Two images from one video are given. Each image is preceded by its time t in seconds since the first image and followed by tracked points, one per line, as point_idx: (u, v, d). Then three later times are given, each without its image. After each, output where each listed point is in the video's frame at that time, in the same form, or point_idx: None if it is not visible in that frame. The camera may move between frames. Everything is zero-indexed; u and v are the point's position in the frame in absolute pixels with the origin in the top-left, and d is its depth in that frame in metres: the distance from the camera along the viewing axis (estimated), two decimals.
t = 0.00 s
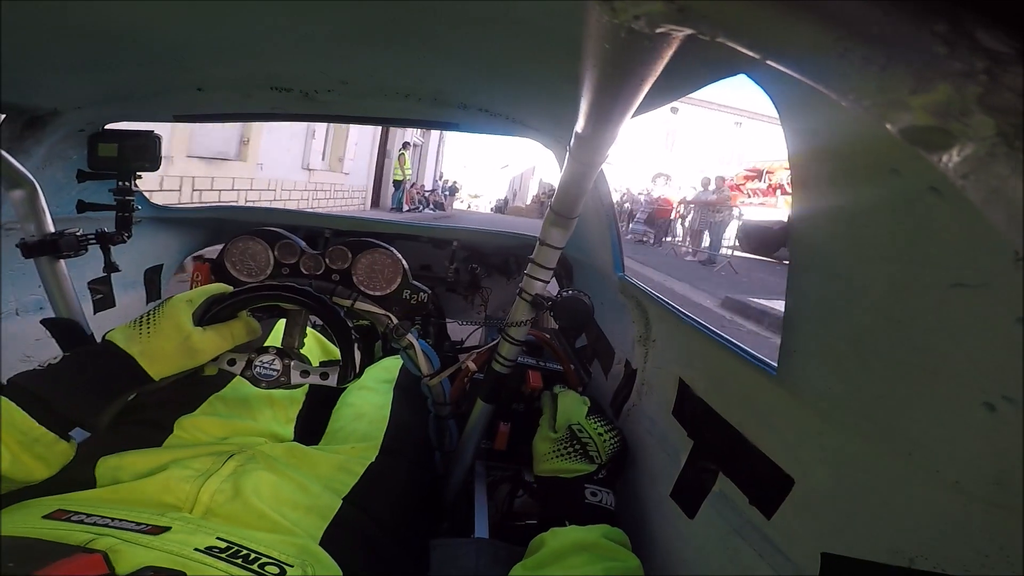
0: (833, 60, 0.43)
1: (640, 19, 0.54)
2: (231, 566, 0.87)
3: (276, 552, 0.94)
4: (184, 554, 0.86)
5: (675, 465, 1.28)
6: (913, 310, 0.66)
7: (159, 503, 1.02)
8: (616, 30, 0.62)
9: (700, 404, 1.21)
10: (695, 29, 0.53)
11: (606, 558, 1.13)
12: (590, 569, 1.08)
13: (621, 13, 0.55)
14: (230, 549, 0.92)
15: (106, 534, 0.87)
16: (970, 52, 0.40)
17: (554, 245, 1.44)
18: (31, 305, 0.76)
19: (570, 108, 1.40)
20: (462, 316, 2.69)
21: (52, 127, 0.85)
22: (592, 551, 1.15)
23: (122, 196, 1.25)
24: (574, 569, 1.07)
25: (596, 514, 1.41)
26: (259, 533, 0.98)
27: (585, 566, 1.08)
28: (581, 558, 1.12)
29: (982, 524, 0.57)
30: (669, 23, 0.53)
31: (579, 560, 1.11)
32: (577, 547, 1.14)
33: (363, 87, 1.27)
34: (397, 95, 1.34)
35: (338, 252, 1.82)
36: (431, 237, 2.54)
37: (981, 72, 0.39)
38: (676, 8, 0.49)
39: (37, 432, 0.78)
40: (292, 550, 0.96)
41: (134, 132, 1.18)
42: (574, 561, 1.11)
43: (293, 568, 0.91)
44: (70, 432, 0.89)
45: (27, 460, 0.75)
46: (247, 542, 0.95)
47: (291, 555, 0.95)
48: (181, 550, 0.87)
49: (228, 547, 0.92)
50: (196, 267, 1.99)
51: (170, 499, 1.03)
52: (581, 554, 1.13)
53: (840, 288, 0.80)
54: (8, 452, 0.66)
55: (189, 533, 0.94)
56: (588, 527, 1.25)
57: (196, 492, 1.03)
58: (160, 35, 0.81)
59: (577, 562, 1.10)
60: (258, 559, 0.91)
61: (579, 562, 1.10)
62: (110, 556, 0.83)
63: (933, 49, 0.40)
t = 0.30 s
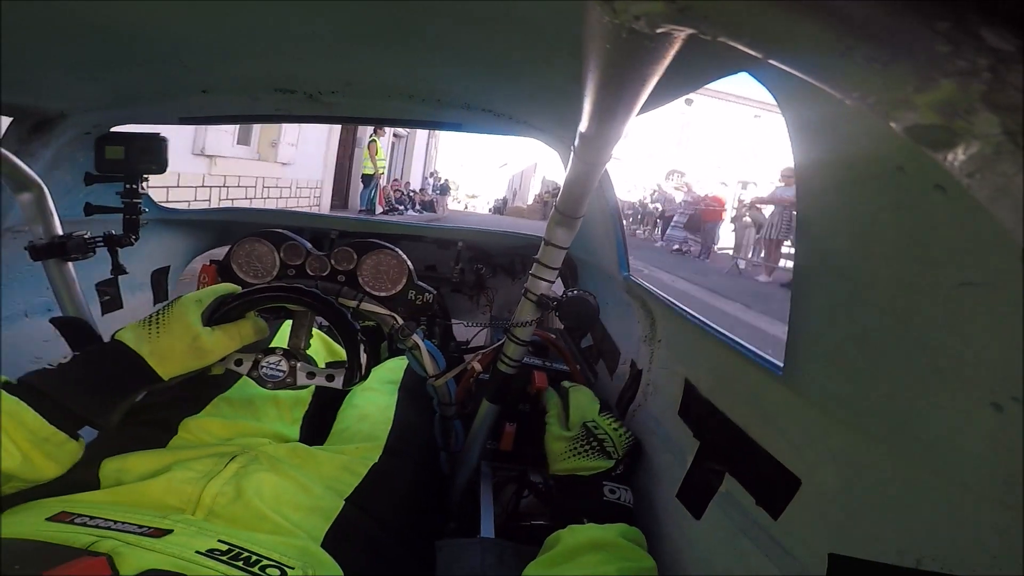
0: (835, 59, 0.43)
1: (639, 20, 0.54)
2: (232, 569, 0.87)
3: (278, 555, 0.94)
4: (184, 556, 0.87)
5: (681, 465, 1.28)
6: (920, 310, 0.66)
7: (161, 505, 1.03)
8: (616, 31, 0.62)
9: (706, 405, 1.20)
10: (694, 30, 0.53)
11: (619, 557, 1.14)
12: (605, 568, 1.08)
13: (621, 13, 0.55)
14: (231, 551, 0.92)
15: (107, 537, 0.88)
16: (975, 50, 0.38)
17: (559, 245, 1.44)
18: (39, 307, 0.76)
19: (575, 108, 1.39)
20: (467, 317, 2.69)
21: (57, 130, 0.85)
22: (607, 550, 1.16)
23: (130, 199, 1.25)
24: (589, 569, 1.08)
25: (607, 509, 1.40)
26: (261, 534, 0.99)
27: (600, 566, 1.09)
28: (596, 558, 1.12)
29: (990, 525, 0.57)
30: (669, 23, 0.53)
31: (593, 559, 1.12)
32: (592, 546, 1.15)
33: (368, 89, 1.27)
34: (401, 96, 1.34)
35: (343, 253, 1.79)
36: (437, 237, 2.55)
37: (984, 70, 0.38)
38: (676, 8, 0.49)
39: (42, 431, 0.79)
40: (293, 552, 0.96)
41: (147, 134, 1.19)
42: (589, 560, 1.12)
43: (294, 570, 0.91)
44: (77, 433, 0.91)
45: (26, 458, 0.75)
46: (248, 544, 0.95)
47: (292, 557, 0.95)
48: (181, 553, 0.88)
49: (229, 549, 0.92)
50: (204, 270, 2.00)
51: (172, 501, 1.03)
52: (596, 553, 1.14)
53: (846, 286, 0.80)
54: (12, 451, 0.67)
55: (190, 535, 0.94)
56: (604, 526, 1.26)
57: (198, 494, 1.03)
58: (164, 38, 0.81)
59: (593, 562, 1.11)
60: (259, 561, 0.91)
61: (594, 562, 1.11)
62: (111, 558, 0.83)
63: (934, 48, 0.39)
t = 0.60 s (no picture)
0: (854, 62, 0.43)
1: (658, 21, 0.54)
2: (233, 570, 0.86)
3: (280, 556, 0.93)
4: (185, 557, 0.86)
5: (687, 465, 1.28)
6: (930, 311, 0.66)
7: (163, 504, 1.02)
8: (634, 31, 0.62)
9: (713, 405, 1.21)
10: (714, 31, 0.54)
11: (604, 561, 1.12)
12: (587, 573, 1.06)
13: (639, 14, 0.56)
14: (233, 551, 0.91)
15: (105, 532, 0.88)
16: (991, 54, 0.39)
17: (568, 245, 1.44)
18: (51, 302, 0.74)
19: (582, 109, 1.40)
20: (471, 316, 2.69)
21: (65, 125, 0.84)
22: (587, 552, 1.14)
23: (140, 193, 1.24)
24: None
25: (590, 502, 1.44)
26: (263, 535, 0.98)
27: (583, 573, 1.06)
28: (577, 563, 1.10)
29: (999, 522, 0.58)
30: (687, 25, 0.54)
31: (575, 564, 1.09)
32: (573, 549, 1.13)
33: (378, 87, 1.27)
34: (409, 95, 1.34)
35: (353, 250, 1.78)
36: (443, 237, 2.56)
37: (1004, 76, 0.39)
38: (696, 10, 0.50)
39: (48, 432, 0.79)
40: (296, 554, 0.95)
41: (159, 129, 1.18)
42: (572, 566, 1.09)
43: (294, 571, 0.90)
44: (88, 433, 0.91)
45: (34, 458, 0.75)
46: (249, 545, 0.94)
47: (295, 559, 0.94)
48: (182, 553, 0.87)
49: (231, 550, 0.91)
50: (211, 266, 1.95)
51: (175, 499, 1.03)
52: (578, 557, 1.12)
53: (857, 287, 0.80)
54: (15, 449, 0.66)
55: (192, 535, 0.93)
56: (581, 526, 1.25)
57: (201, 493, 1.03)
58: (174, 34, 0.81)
59: (575, 567, 1.09)
60: (260, 562, 0.90)
61: (577, 567, 1.09)
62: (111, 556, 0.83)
63: (952, 52, 0.40)
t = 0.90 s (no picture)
0: (846, 54, 0.43)
1: (651, 16, 0.54)
2: (234, 564, 0.88)
3: (281, 549, 0.94)
4: (186, 551, 0.88)
5: (687, 461, 1.28)
6: (930, 306, 0.65)
7: (166, 501, 1.04)
8: (626, 27, 0.62)
9: (713, 402, 1.20)
10: (706, 26, 0.53)
11: (543, 507, 0.90)
12: (530, 560, 0.79)
13: (632, 10, 0.55)
14: (234, 546, 0.93)
15: (109, 530, 0.90)
16: (985, 48, 0.37)
17: (565, 240, 1.44)
18: (49, 303, 0.78)
19: (580, 104, 1.39)
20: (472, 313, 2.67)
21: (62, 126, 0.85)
22: (522, 511, 0.89)
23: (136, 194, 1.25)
24: (508, 525, 0.87)
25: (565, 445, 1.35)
26: (265, 529, 0.99)
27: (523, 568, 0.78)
28: (509, 545, 0.82)
29: (999, 521, 0.57)
30: (681, 20, 0.53)
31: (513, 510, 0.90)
32: (505, 500, 0.91)
33: (374, 84, 1.27)
34: (406, 92, 1.34)
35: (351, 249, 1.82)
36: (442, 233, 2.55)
37: (997, 67, 0.36)
38: (688, 5, 0.49)
39: (49, 434, 0.83)
40: (297, 546, 0.96)
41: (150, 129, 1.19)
42: (505, 515, 0.89)
43: (296, 565, 0.91)
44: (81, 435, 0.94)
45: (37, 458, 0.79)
46: (250, 539, 0.95)
47: (296, 552, 0.95)
48: (186, 547, 0.89)
49: (231, 543, 0.93)
50: (211, 264, 1.96)
51: (177, 495, 1.05)
52: (512, 505, 0.90)
53: (854, 283, 0.80)
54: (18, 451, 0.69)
55: (194, 530, 0.95)
56: (512, 469, 1.01)
57: (203, 488, 1.04)
58: (168, 33, 0.81)
59: (510, 518, 0.88)
60: (261, 555, 0.91)
61: (512, 516, 0.88)
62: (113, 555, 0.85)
63: (947, 45, 0.38)
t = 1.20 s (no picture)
0: (839, 58, 0.43)
1: (646, 19, 0.54)
2: (230, 560, 0.87)
3: (277, 546, 0.93)
4: (183, 547, 0.87)
5: (679, 464, 1.28)
6: (921, 311, 0.65)
7: (160, 500, 1.03)
8: (621, 29, 0.62)
9: (705, 405, 1.20)
10: (700, 29, 0.53)
11: (521, 478, 0.89)
12: (506, 521, 0.78)
13: (627, 12, 0.55)
14: (231, 543, 0.92)
15: (105, 527, 0.90)
16: (978, 52, 0.39)
17: (559, 243, 1.44)
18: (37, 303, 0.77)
19: (574, 107, 1.39)
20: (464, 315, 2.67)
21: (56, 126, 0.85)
22: (501, 478, 0.88)
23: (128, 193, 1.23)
24: (488, 490, 0.86)
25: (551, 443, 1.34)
26: (261, 527, 0.98)
27: (498, 528, 0.77)
28: (487, 507, 0.81)
29: (988, 526, 0.57)
30: (676, 22, 0.53)
31: (494, 476, 0.89)
32: (484, 468, 0.90)
33: (368, 86, 1.27)
34: (401, 93, 1.34)
35: (344, 250, 1.79)
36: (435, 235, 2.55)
37: (989, 71, 0.38)
38: (682, 7, 0.49)
39: (36, 433, 0.82)
40: (292, 544, 0.96)
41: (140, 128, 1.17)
42: (484, 481, 0.88)
43: (293, 562, 0.90)
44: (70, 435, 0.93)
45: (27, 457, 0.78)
46: (246, 536, 0.95)
47: (292, 549, 0.94)
48: (181, 544, 0.88)
49: (228, 540, 0.92)
50: (201, 266, 1.94)
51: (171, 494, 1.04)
52: (491, 473, 0.89)
53: (845, 288, 0.80)
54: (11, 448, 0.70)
55: (190, 527, 0.94)
56: (494, 439, 1.00)
57: (198, 487, 1.03)
58: (163, 32, 0.81)
59: (489, 484, 0.87)
60: (258, 553, 0.91)
61: (492, 482, 0.87)
62: (109, 552, 0.84)
63: (940, 50, 0.39)
